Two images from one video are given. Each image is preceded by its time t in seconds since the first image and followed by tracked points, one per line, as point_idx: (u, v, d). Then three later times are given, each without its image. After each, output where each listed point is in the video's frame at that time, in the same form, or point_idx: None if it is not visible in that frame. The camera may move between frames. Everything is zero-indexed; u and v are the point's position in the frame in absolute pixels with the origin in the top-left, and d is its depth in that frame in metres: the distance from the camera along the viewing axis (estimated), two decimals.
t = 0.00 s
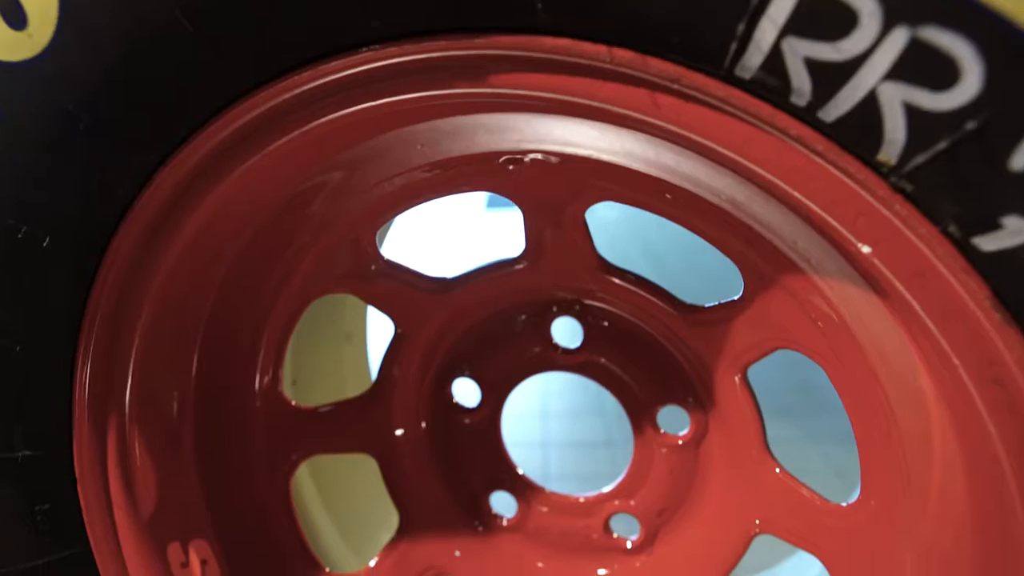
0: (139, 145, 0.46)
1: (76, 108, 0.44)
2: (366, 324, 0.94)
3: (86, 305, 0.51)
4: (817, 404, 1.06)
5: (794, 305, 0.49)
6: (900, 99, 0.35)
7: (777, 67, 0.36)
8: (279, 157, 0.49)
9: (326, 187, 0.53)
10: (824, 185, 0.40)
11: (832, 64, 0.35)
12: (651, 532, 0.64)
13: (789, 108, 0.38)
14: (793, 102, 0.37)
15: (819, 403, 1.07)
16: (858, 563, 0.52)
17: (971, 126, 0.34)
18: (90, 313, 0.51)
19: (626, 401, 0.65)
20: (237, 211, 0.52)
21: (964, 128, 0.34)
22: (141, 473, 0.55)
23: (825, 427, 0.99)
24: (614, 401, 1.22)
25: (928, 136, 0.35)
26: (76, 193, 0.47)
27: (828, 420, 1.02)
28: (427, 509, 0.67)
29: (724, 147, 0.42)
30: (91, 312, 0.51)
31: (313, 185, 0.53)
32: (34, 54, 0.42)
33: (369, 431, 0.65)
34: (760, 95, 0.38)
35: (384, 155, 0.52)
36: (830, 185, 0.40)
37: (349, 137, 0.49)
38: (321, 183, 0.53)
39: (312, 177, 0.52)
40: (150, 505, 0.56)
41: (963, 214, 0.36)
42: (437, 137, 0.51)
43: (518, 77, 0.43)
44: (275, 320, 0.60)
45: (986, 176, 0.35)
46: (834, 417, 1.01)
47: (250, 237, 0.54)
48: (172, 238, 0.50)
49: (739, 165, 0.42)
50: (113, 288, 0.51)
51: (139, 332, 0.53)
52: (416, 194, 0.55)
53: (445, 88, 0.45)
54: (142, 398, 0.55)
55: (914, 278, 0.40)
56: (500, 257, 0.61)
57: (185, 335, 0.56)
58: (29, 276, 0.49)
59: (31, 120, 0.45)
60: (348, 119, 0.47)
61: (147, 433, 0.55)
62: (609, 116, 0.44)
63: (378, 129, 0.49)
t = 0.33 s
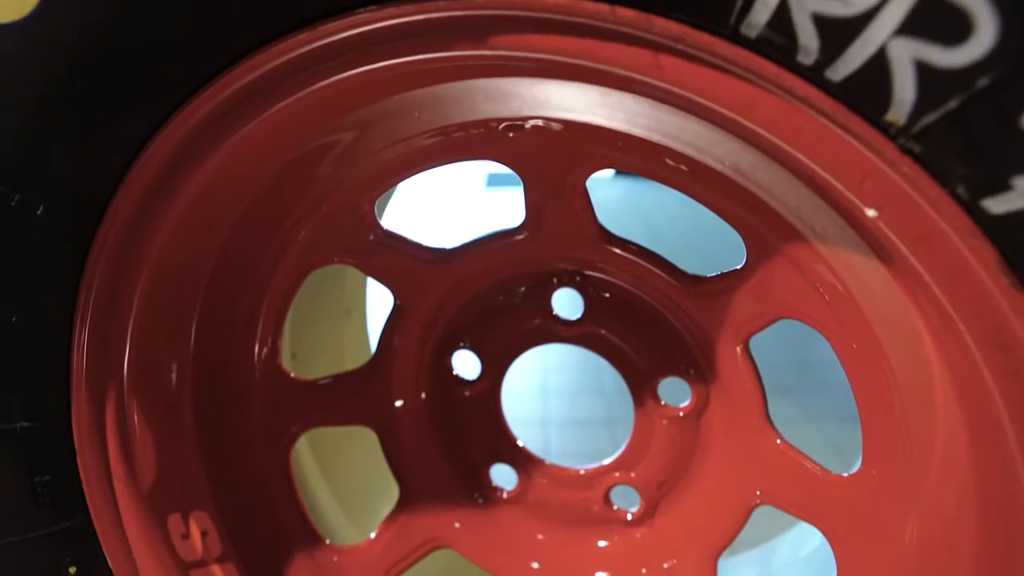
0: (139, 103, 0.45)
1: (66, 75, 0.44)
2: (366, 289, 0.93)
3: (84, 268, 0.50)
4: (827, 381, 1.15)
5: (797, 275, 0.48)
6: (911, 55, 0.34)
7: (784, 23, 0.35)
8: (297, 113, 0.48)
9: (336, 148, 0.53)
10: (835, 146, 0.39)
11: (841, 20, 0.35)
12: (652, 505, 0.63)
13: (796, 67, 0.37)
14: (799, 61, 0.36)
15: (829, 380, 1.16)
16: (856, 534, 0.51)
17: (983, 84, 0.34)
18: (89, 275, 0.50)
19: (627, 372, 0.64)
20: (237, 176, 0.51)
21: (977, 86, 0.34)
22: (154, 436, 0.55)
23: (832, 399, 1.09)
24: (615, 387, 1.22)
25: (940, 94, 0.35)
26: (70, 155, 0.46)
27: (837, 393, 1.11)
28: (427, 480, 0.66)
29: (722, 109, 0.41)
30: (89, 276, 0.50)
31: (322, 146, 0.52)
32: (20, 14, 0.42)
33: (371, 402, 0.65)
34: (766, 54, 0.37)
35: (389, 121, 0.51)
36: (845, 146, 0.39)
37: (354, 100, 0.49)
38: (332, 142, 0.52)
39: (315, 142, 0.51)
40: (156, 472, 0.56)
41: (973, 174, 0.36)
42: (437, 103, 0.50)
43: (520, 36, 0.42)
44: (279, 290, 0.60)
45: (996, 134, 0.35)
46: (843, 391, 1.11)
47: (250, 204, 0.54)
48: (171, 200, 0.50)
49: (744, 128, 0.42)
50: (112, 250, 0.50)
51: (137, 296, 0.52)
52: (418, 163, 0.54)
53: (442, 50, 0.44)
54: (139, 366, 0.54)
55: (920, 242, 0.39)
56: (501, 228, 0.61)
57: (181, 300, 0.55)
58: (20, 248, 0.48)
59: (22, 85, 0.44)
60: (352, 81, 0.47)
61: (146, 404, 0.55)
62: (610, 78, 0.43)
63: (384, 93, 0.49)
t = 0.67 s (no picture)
0: (136, 69, 0.45)
1: (59, 39, 0.43)
2: (363, 264, 0.92)
3: (81, 239, 0.50)
4: (831, 360, 1.20)
5: (800, 246, 0.48)
6: (921, 14, 0.34)
7: None
8: (296, 79, 0.48)
9: (345, 110, 0.52)
10: (840, 110, 0.39)
11: None
12: (652, 480, 0.63)
13: (801, 28, 0.37)
14: (806, 21, 0.36)
15: (832, 360, 1.21)
16: (857, 508, 0.51)
17: (994, 42, 0.33)
18: (85, 246, 0.50)
19: (627, 346, 0.64)
20: (235, 147, 0.51)
21: (987, 44, 0.33)
22: (155, 408, 0.55)
23: (834, 378, 1.15)
24: (615, 368, 1.22)
25: (950, 54, 0.34)
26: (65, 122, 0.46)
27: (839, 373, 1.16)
28: (427, 455, 0.66)
29: (725, 74, 0.41)
30: (86, 246, 0.50)
31: (330, 108, 0.51)
32: None
33: (370, 376, 0.65)
34: (769, 14, 0.37)
35: (386, 91, 0.51)
36: (851, 111, 0.38)
37: (355, 66, 0.48)
38: (340, 105, 0.51)
39: (317, 110, 0.51)
40: (156, 445, 0.56)
41: (982, 135, 0.36)
42: (437, 72, 0.50)
43: None
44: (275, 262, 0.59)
45: (1007, 94, 0.34)
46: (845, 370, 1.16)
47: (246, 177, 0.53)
48: (167, 171, 0.49)
49: (750, 93, 0.41)
50: (108, 221, 0.50)
51: (134, 269, 0.52)
52: (421, 134, 0.54)
53: (441, 14, 0.44)
54: (138, 338, 0.54)
55: (926, 209, 0.39)
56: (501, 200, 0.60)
57: (178, 273, 0.55)
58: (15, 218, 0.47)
59: (15, 50, 0.43)
60: (348, 49, 0.46)
61: (145, 377, 0.55)
62: (613, 43, 0.42)
63: (379, 62, 0.48)
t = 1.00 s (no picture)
0: (133, 34, 0.45)
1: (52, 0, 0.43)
2: (362, 240, 0.92)
3: (75, 212, 0.49)
4: (834, 340, 1.21)
5: (803, 216, 0.47)
6: None
7: None
8: (296, 44, 0.47)
9: (360, 69, 0.51)
10: (847, 73, 0.38)
11: None
12: (652, 454, 0.63)
13: None
14: None
15: (834, 338, 1.22)
16: (859, 483, 0.51)
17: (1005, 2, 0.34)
18: (80, 219, 0.49)
19: (628, 320, 0.63)
20: (231, 115, 0.50)
21: (998, 3, 0.34)
22: (155, 380, 0.55)
23: (834, 356, 1.15)
24: (615, 347, 1.22)
25: (961, 14, 0.35)
26: (58, 87, 0.46)
27: (839, 352, 1.17)
28: (427, 429, 0.66)
29: (733, 37, 0.40)
30: (81, 219, 0.49)
31: (340, 69, 0.50)
32: None
33: (370, 350, 0.65)
34: None
35: (382, 61, 0.51)
36: (858, 75, 0.38)
37: (358, 31, 0.48)
38: (353, 65, 0.50)
39: (322, 77, 0.51)
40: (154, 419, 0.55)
41: (992, 97, 0.36)
42: (435, 39, 0.49)
43: None
44: (274, 234, 0.59)
45: (1016, 54, 0.35)
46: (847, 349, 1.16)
47: (245, 147, 0.53)
48: (162, 141, 0.49)
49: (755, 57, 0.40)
50: (103, 193, 0.49)
51: (130, 242, 0.51)
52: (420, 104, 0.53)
53: None
54: (135, 311, 0.53)
55: (934, 174, 0.39)
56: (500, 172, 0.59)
57: (176, 246, 0.54)
58: (8, 187, 0.47)
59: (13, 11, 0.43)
60: (348, 13, 0.46)
61: (142, 350, 0.54)
62: (618, 5, 0.42)
63: (377, 27, 0.47)
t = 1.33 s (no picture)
0: None
1: None
2: (361, 216, 0.91)
3: (68, 180, 0.48)
4: (834, 315, 1.22)
5: (807, 183, 0.47)
6: None
7: None
8: (297, 3, 0.47)
9: (380, 23, 0.50)
10: (857, 31, 0.37)
11: None
12: (652, 426, 0.63)
13: None
14: None
15: (834, 313, 1.24)
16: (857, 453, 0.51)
17: None
18: (74, 185, 0.48)
19: (628, 292, 0.63)
20: (225, 78, 0.50)
21: None
22: (152, 349, 0.54)
23: (835, 333, 1.16)
24: (615, 326, 1.22)
25: None
26: (51, 50, 0.45)
27: (841, 326, 1.18)
28: (427, 401, 0.66)
29: None
30: (75, 187, 0.48)
31: (349, 27, 0.50)
32: None
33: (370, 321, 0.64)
34: None
35: (397, 17, 0.50)
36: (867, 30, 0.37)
37: None
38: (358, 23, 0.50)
39: (321, 41, 0.51)
40: (154, 388, 0.54)
41: (1005, 55, 0.36)
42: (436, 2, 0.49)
43: None
44: (272, 203, 0.58)
45: None
46: (848, 326, 1.17)
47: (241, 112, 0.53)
48: (161, 101, 0.48)
49: (763, 17, 0.39)
50: (98, 157, 0.48)
51: (125, 206, 0.50)
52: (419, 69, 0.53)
53: None
54: (131, 276, 0.52)
55: (943, 135, 0.38)
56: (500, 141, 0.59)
57: (172, 212, 0.53)
58: None
59: None
60: None
61: (139, 318, 0.53)
62: None
63: None
